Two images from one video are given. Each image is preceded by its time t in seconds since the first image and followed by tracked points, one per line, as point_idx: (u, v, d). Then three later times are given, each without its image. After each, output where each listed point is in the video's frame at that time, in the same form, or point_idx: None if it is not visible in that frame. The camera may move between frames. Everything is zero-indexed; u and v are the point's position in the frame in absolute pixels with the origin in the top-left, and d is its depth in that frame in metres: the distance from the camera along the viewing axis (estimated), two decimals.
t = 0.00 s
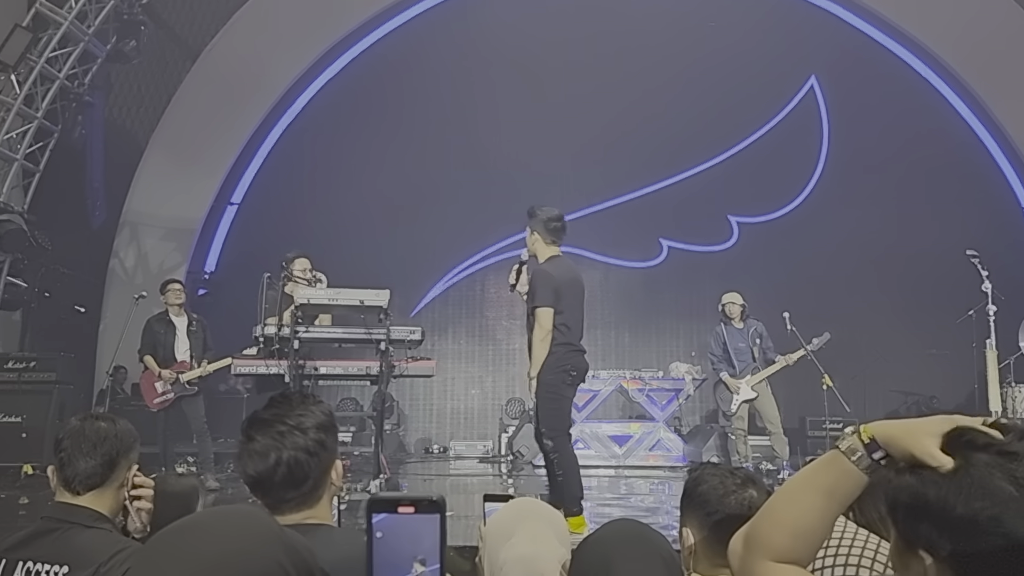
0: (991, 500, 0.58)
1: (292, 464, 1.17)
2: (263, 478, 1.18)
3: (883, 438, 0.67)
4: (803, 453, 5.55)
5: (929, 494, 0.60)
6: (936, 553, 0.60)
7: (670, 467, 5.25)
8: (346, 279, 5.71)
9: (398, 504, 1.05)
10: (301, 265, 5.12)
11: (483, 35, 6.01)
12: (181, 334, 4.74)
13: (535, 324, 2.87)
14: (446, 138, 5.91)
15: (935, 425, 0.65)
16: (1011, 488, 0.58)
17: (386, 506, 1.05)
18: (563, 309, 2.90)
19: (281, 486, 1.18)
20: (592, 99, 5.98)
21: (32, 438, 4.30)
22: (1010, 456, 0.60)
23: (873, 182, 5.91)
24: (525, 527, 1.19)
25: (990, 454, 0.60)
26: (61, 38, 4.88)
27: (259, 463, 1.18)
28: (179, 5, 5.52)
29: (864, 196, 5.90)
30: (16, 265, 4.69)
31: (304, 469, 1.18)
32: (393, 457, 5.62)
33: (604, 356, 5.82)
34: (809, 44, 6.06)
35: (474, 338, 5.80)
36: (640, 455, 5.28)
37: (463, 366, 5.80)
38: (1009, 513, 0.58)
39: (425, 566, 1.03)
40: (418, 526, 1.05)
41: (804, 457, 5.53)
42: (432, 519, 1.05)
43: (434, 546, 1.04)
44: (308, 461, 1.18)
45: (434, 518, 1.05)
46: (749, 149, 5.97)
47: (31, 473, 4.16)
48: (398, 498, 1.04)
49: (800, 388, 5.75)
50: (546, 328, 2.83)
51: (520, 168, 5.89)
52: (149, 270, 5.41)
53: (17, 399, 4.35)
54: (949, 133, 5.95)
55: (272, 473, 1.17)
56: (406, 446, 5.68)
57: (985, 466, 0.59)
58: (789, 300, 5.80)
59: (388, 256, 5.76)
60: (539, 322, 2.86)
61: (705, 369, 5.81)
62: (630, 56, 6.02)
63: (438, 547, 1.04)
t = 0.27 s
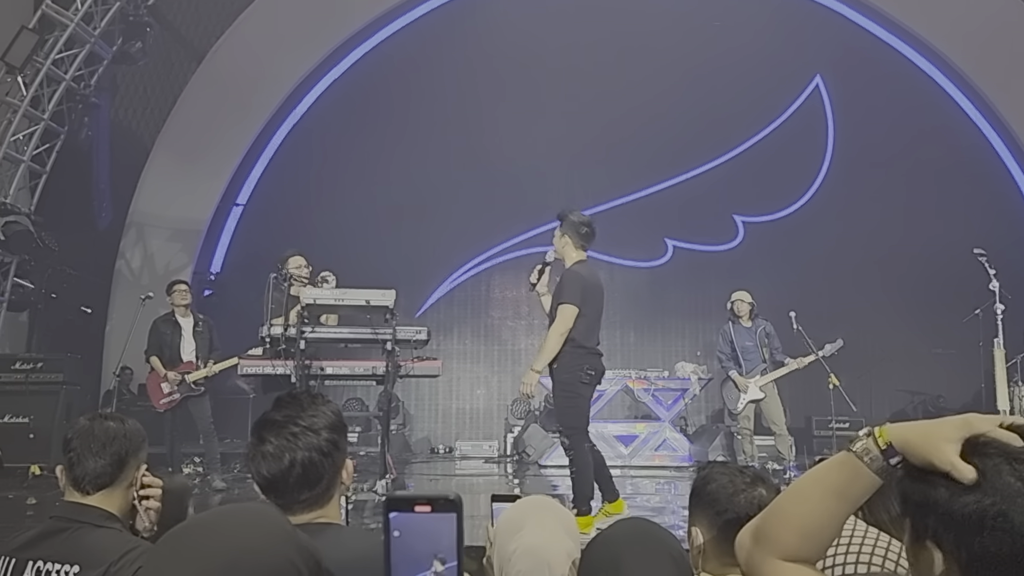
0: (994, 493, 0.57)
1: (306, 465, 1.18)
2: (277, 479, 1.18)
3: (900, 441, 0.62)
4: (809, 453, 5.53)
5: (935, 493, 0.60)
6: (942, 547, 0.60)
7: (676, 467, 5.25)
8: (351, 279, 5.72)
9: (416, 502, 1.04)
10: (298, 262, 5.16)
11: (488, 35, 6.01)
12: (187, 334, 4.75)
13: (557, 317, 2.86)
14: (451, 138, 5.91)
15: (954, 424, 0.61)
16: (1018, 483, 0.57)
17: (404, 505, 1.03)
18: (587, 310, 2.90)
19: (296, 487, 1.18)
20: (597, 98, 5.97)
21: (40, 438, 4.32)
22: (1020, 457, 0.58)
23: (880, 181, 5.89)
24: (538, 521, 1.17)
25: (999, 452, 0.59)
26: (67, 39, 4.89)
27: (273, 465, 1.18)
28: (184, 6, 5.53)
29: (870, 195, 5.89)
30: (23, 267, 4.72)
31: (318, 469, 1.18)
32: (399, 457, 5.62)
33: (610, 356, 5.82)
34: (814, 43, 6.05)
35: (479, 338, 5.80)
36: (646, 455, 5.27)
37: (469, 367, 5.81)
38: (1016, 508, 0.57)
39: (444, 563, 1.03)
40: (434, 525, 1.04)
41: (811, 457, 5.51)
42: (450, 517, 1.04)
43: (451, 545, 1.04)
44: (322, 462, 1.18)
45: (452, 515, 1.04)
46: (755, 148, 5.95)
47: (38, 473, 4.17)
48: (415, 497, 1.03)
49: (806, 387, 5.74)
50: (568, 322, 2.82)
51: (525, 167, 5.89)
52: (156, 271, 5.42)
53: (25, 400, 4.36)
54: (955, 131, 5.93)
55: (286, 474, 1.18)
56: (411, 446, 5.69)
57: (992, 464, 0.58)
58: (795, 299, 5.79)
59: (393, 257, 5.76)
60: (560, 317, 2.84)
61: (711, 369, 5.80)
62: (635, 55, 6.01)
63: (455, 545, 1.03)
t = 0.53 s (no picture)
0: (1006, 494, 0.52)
1: (311, 465, 1.18)
2: (283, 479, 1.18)
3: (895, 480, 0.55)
4: (811, 453, 5.53)
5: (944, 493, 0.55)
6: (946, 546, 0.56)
7: (678, 468, 5.24)
8: (353, 279, 5.72)
9: (417, 496, 0.99)
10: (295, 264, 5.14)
11: (489, 35, 6.01)
12: (190, 334, 4.76)
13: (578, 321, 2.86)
14: (453, 138, 5.92)
15: (945, 446, 0.54)
16: None
17: (406, 499, 1.00)
18: (608, 314, 2.90)
19: (301, 487, 1.18)
20: (599, 98, 5.97)
21: (43, 438, 4.32)
22: None
23: (882, 182, 5.89)
24: (543, 517, 1.16)
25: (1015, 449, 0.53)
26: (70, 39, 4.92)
27: (278, 464, 1.18)
28: (187, 6, 5.54)
29: (872, 195, 5.88)
30: (25, 267, 4.78)
31: (324, 469, 1.19)
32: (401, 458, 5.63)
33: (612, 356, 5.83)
34: (816, 43, 6.05)
35: (480, 338, 5.81)
36: (648, 455, 5.26)
37: (470, 367, 5.81)
38: None
39: (443, 559, 0.98)
40: (440, 518, 0.99)
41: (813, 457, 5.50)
42: (453, 512, 1.00)
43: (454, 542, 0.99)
44: (327, 462, 1.19)
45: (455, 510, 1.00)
46: (757, 148, 5.95)
47: (41, 473, 4.17)
48: (417, 491, 0.99)
49: (808, 387, 5.73)
50: (592, 324, 2.82)
51: (527, 168, 5.88)
52: (158, 271, 5.42)
53: (27, 400, 4.37)
54: (957, 131, 5.92)
55: (291, 474, 1.18)
56: (413, 446, 5.69)
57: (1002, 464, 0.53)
58: (797, 299, 5.78)
59: (395, 257, 5.77)
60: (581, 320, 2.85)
61: (714, 369, 5.82)
62: (636, 56, 6.01)
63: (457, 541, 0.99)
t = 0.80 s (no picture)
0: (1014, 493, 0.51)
1: (310, 463, 1.18)
2: (282, 477, 1.18)
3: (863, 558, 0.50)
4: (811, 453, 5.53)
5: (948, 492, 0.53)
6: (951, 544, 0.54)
7: (678, 467, 5.24)
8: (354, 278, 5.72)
9: (394, 493, 1.03)
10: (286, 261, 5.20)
11: (490, 35, 6.01)
12: (190, 333, 4.76)
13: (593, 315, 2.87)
14: (453, 138, 5.92)
15: (915, 512, 0.51)
16: None
17: (384, 495, 1.03)
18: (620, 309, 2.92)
19: (299, 485, 1.18)
20: (599, 98, 5.97)
21: (42, 438, 4.32)
22: None
23: (882, 181, 5.88)
24: (539, 515, 1.17)
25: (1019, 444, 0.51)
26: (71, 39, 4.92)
27: (278, 462, 1.18)
28: (187, 5, 5.54)
29: (873, 195, 5.88)
30: (25, 266, 4.74)
31: (323, 468, 1.19)
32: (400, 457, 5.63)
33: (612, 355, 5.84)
34: (816, 43, 6.05)
35: (480, 338, 5.82)
36: (647, 454, 5.26)
37: (470, 366, 5.82)
38: None
39: (412, 553, 1.01)
40: (416, 515, 1.03)
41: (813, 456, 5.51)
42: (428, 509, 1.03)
43: (429, 537, 1.02)
44: (326, 460, 1.19)
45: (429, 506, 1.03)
46: (757, 148, 5.95)
47: (41, 472, 4.17)
48: (394, 487, 1.03)
49: (808, 387, 5.74)
50: (607, 318, 2.84)
51: (528, 167, 5.88)
52: (158, 270, 5.42)
53: (27, 399, 4.37)
54: (957, 131, 5.92)
55: (290, 472, 1.18)
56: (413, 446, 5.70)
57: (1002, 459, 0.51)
58: (797, 299, 5.78)
59: (395, 257, 5.77)
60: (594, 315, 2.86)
61: (714, 369, 5.83)
62: (637, 55, 6.01)
63: (434, 535, 1.02)
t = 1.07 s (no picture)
0: None
1: (311, 462, 1.18)
2: (282, 476, 1.18)
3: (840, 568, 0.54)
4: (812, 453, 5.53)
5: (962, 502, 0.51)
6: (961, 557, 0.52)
7: (679, 467, 5.25)
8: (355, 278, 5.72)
9: (385, 491, 1.01)
10: (286, 263, 5.26)
11: (491, 35, 6.01)
12: (192, 333, 4.76)
13: (608, 313, 2.90)
14: (454, 138, 5.92)
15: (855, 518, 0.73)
16: None
17: (377, 493, 1.01)
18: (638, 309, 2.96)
19: (300, 484, 1.19)
20: (600, 98, 5.97)
21: (43, 437, 4.34)
22: None
23: (883, 181, 5.88)
24: (539, 512, 1.17)
25: None
26: (72, 39, 4.96)
27: (278, 461, 1.19)
28: (188, 5, 5.54)
29: (874, 195, 5.87)
30: (27, 265, 4.82)
31: (324, 467, 1.19)
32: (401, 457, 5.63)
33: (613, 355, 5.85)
34: (817, 43, 6.05)
35: (481, 337, 5.82)
36: (648, 454, 5.27)
37: (471, 366, 5.82)
38: None
39: (402, 548, 0.99)
40: (408, 513, 1.01)
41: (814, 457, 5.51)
42: (420, 507, 1.02)
43: (420, 530, 1.01)
44: (327, 459, 1.19)
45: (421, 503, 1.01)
46: (758, 147, 5.95)
47: (42, 472, 4.18)
48: (386, 484, 1.01)
49: (809, 387, 5.74)
50: (619, 319, 2.87)
51: (528, 167, 5.88)
52: (159, 270, 5.43)
53: (28, 399, 4.38)
54: (959, 131, 5.92)
55: (291, 471, 1.18)
56: (414, 446, 5.71)
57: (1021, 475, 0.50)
58: (797, 299, 5.78)
59: (396, 257, 5.77)
60: (609, 313, 2.90)
61: (715, 369, 5.81)
62: (638, 55, 6.01)
63: (424, 529, 1.01)
